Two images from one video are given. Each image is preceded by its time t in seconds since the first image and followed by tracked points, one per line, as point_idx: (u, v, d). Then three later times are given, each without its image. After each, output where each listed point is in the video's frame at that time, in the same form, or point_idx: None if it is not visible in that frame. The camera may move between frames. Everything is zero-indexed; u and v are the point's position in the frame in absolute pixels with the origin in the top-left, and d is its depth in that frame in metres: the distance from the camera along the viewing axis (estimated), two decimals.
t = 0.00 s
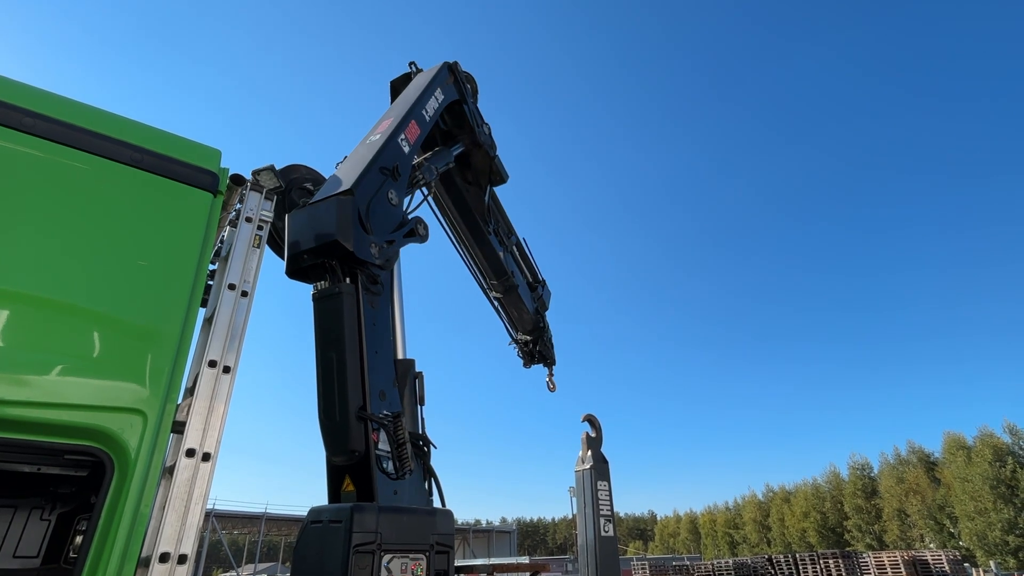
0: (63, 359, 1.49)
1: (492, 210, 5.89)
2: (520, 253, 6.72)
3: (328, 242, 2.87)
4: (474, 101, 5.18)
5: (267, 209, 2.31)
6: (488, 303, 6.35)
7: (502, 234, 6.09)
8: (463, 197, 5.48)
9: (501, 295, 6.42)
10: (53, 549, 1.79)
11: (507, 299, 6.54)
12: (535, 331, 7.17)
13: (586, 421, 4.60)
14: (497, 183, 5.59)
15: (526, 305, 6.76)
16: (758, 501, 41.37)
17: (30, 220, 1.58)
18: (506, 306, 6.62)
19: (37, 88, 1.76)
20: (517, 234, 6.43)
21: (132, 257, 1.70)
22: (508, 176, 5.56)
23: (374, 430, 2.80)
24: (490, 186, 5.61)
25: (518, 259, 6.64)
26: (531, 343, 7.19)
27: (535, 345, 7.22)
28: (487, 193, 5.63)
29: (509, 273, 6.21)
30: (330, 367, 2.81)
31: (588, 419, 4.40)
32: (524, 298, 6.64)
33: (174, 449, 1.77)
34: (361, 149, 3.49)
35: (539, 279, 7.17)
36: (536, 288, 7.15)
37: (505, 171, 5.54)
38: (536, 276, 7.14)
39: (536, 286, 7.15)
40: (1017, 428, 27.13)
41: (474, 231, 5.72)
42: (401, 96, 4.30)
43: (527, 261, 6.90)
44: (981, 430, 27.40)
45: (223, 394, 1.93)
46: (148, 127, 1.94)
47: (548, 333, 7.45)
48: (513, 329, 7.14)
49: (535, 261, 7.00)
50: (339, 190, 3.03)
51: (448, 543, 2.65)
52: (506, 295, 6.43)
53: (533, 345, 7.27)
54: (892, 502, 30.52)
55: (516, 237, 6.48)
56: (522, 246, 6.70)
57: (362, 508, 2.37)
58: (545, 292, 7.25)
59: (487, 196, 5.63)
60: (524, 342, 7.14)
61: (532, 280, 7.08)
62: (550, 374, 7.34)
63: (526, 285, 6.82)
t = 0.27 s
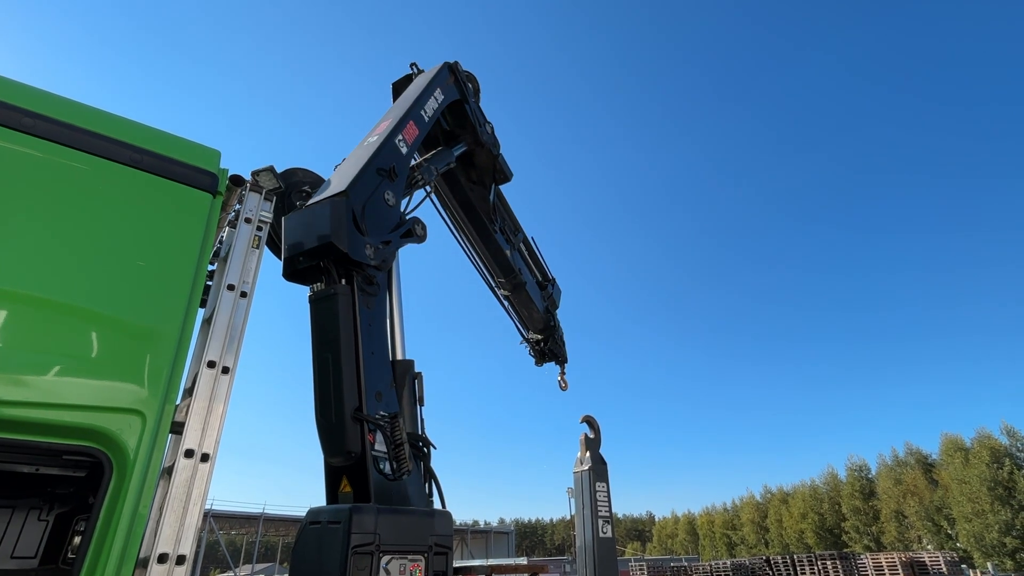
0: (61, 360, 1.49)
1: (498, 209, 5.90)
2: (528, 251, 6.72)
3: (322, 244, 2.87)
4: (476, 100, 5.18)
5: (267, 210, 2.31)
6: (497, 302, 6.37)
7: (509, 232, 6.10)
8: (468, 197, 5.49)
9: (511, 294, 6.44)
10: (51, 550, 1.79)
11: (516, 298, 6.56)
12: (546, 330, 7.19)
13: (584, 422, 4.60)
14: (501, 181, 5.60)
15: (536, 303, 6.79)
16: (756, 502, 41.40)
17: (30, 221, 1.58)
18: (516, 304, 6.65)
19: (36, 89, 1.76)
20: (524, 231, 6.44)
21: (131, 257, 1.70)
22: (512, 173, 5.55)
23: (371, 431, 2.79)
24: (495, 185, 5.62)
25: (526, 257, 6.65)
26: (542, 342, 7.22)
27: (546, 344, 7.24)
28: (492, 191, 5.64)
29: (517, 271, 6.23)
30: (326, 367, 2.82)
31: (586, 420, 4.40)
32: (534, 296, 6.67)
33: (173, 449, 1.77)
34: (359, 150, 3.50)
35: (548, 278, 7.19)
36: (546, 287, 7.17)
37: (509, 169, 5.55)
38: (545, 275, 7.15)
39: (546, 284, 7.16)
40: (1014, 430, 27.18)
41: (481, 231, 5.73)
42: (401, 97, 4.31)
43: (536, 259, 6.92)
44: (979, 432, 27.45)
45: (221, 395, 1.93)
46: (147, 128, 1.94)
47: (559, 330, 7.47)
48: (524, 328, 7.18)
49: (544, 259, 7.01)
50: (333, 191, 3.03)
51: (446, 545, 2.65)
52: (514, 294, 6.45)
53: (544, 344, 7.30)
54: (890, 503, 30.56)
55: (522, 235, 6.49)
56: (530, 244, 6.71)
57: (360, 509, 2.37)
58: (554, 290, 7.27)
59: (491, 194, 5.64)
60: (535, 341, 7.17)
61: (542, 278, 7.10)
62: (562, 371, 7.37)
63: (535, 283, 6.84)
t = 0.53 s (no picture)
0: (58, 359, 1.49)
1: (502, 207, 5.91)
2: (534, 248, 6.73)
3: (315, 244, 2.87)
4: (476, 99, 5.18)
5: (264, 209, 2.30)
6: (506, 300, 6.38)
7: (514, 230, 6.11)
8: (471, 195, 5.50)
9: (518, 292, 6.46)
10: (47, 549, 1.79)
11: (525, 296, 6.57)
12: (556, 327, 7.21)
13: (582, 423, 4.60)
14: (504, 178, 5.60)
15: (545, 301, 6.81)
16: (754, 503, 41.45)
17: (28, 220, 1.58)
18: (525, 303, 6.67)
19: (34, 87, 1.76)
20: (530, 229, 6.44)
21: (128, 256, 1.70)
22: (515, 170, 5.55)
23: (367, 431, 2.78)
24: (498, 182, 5.61)
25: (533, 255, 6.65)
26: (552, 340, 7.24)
27: (556, 342, 7.26)
28: (495, 189, 5.63)
29: (523, 268, 6.23)
30: (321, 368, 2.83)
31: (584, 420, 4.40)
32: (541, 293, 6.67)
33: (169, 449, 1.76)
34: (356, 151, 3.51)
35: (557, 275, 7.20)
36: (555, 284, 7.18)
37: (512, 166, 5.54)
38: (553, 272, 7.17)
39: (554, 282, 7.18)
40: (1011, 431, 27.25)
41: (486, 229, 5.75)
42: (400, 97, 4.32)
43: (543, 257, 6.93)
44: (976, 433, 27.52)
45: (218, 394, 1.93)
46: (145, 126, 1.94)
47: (569, 328, 7.48)
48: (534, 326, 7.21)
49: (552, 256, 7.02)
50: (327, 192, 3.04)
51: (443, 545, 2.64)
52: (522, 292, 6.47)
53: (554, 341, 7.31)
54: (886, 504, 30.62)
55: (528, 232, 6.49)
56: (537, 242, 6.72)
57: (357, 509, 2.36)
58: (563, 288, 7.28)
59: (495, 192, 5.65)
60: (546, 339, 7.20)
61: (550, 276, 7.11)
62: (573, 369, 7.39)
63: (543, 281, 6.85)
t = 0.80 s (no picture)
0: (53, 357, 1.48)
1: (505, 204, 5.91)
2: (541, 246, 6.73)
3: (308, 244, 2.88)
4: (477, 97, 5.17)
5: (261, 208, 2.29)
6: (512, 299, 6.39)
7: (519, 227, 6.10)
8: (474, 193, 5.50)
9: (525, 290, 6.47)
10: (40, 548, 1.77)
11: (532, 294, 6.58)
12: (565, 325, 7.21)
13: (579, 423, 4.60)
14: (507, 176, 5.58)
15: (552, 299, 6.81)
16: (750, 503, 41.53)
17: (24, 219, 1.57)
18: (532, 301, 6.68)
19: (30, 84, 1.75)
20: (535, 226, 6.44)
21: (124, 254, 1.69)
22: (517, 168, 5.53)
23: (361, 430, 2.78)
24: (500, 180, 5.60)
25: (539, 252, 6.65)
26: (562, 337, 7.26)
27: (565, 339, 7.27)
28: (497, 187, 5.63)
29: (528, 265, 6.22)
30: (316, 368, 2.84)
31: (580, 420, 4.41)
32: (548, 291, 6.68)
33: (165, 448, 1.76)
34: (350, 150, 3.51)
35: (564, 274, 7.22)
36: (562, 282, 7.19)
37: (514, 163, 5.52)
38: (560, 270, 7.17)
39: (562, 279, 7.18)
40: (1006, 432, 27.36)
41: (490, 227, 5.76)
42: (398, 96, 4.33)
43: (550, 254, 6.93)
44: (971, 434, 27.61)
45: (214, 393, 1.92)
46: (143, 124, 1.93)
47: (578, 326, 7.49)
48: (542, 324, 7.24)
49: (559, 254, 7.02)
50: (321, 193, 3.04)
51: (439, 545, 2.63)
52: (529, 290, 6.47)
53: (563, 339, 7.33)
54: (882, 505, 30.70)
55: (533, 229, 6.49)
56: (543, 239, 6.72)
57: (354, 508, 2.36)
58: (571, 286, 7.28)
59: (498, 190, 5.64)
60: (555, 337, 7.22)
61: (557, 274, 7.12)
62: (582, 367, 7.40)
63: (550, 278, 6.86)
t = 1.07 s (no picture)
0: (47, 354, 1.47)
1: (509, 202, 5.91)
2: (547, 243, 6.73)
3: (301, 244, 2.87)
4: (476, 95, 5.16)
5: (258, 206, 2.29)
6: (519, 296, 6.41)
7: (523, 224, 6.11)
8: (477, 191, 5.51)
9: (532, 287, 6.48)
10: (34, 547, 1.77)
11: (539, 291, 6.59)
12: (573, 322, 7.23)
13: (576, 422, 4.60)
14: (509, 173, 5.57)
15: (560, 296, 6.82)
16: (746, 503, 41.62)
17: (19, 216, 1.56)
18: (540, 298, 6.70)
19: (26, 80, 1.75)
20: (540, 222, 6.44)
21: (120, 252, 1.69)
22: (519, 164, 5.52)
23: (355, 429, 2.77)
24: (502, 177, 5.60)
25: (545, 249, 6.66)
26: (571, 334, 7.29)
27: (574, 336, 7.29)
28: (500, 184, 5.63)
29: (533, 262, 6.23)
30: (310, 367, 2.84)
31: (577, 420, 4.41)
32: (555, 287, 6.70)
33: (161, 446, 1.75)
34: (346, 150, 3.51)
35: (572, 271, 7.22)
36: (570, 279, 7.19)
37: (516, 160, 5.51)
38: (568, 267, 7.17)
39: (570, 277, 7.19)
40: (1001, 433, 27.47)
41: (494, 225, 5.77)
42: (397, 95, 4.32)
43: (557, 251, 6.93)
44: (966, 435, 27.73)
45: (210, 392, 1.92)
46: (139, 122, 1.92)
47: (587, 322, 7.51)
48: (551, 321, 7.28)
49: (566, 251, 7.02)
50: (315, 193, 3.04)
51: (435, 543, 2.63)
52: (535, 286, 6.48)
53: (572, 336, 7.34)
54: (877, 505, 30.80)
55: (538, 226, 6.49)
56: (549, 236, 6.71)
57: (349, 507, 2.36)
58: (579, 282, 7.28)
59: (500, 187, 5.64)
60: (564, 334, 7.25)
61: (565, 271, 7.12)
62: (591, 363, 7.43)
63: (557, 275, 6.88)
